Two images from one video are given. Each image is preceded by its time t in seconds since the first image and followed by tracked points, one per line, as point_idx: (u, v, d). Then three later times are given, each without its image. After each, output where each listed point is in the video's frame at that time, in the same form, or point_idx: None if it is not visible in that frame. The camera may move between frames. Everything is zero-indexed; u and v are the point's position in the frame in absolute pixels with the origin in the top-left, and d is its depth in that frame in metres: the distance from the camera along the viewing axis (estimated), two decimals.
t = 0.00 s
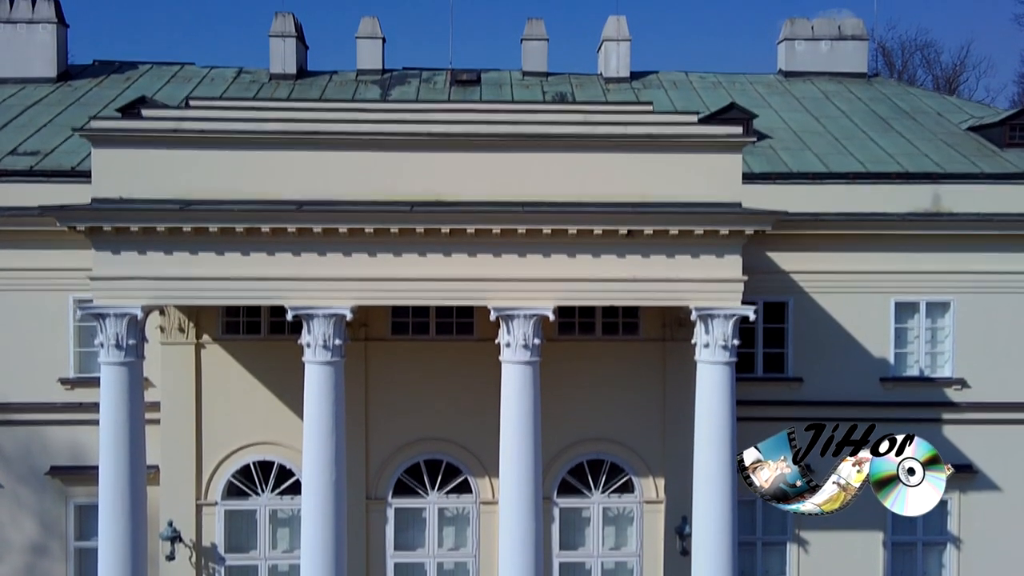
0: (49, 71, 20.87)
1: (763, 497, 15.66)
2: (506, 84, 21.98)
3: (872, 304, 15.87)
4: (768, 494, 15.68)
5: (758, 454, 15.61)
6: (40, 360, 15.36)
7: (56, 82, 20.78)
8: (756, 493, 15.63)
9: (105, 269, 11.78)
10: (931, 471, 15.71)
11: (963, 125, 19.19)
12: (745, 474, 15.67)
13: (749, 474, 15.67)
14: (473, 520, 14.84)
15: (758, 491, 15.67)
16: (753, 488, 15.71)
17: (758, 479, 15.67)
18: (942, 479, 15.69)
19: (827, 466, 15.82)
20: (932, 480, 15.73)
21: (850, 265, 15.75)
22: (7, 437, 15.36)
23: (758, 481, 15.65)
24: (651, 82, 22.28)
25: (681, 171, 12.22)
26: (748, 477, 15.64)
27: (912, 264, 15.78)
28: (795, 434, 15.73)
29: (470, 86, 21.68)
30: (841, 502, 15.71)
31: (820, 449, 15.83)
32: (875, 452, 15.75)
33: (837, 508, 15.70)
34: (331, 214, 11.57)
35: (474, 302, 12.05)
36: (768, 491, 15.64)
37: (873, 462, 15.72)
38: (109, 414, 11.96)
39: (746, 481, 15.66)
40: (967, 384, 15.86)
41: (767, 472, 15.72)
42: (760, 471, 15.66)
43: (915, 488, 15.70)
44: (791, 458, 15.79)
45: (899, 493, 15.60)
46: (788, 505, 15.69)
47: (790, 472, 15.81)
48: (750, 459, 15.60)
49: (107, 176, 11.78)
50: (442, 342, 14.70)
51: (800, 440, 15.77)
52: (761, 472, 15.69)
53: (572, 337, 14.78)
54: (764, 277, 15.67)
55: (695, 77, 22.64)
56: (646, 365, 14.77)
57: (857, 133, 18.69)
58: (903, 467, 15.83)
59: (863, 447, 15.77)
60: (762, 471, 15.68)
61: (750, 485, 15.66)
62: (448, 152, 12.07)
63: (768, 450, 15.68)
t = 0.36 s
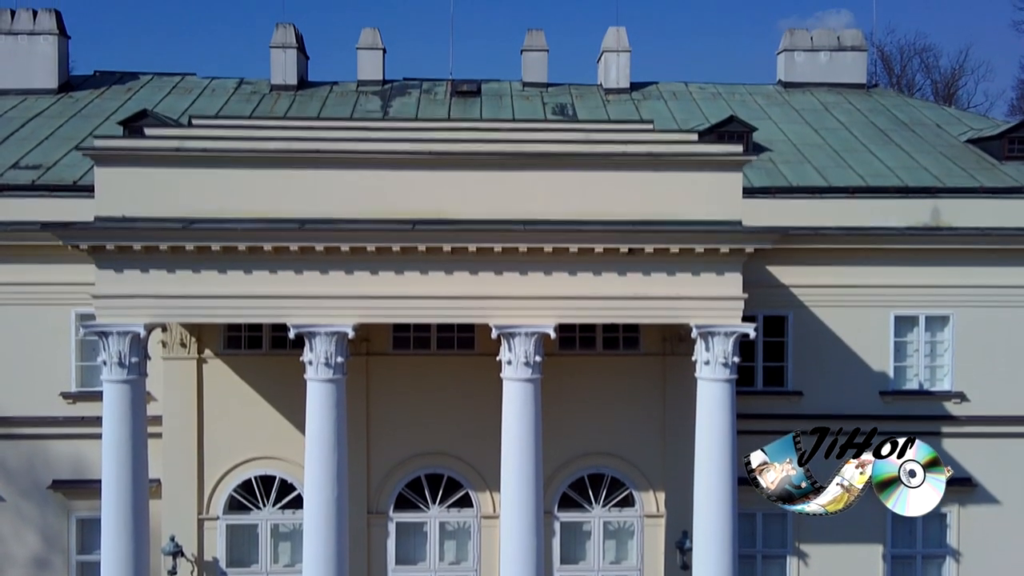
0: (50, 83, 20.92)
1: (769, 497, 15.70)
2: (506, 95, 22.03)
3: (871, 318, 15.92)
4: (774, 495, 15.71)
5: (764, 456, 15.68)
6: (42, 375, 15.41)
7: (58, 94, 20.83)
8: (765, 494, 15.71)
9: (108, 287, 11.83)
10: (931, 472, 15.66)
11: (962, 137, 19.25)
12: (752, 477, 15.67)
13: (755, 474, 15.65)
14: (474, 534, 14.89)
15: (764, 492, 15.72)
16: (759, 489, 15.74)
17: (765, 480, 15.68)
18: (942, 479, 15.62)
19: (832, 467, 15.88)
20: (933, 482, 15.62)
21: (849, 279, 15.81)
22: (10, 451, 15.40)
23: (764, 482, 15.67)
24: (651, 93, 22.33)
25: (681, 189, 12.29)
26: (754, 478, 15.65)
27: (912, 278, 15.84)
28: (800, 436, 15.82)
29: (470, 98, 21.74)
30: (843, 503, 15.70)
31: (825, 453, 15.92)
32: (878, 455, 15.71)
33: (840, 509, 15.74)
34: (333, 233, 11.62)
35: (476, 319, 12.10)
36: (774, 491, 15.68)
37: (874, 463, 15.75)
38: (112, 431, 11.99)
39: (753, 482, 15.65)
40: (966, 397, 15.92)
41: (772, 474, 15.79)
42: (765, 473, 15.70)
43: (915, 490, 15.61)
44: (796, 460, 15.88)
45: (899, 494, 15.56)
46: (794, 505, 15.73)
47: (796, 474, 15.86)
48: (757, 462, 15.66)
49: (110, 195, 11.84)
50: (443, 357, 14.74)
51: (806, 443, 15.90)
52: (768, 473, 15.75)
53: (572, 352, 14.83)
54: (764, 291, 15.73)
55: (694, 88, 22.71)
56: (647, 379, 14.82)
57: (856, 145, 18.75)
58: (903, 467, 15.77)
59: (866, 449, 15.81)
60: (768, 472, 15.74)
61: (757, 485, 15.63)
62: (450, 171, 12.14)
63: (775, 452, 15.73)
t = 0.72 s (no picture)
0: (51, 94, 20.95)
1: (775, 497, 15.78)
2: (506, 106, 22.07)
3: (871, 331, 15.96)
4: (780, 496, 15.84)
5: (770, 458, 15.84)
6: (43, 388, 15.44)
7: (58, 104, 20.86)
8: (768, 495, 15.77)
9: (110, 304, 11.86)
10: (931, 474, 15.76)
11: (962, 148, 19.28)
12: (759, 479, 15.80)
13: (762, 476, 15.80)
14: (475, 547, 14.92)
15: (769, 492, 15.79)
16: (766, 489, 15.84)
17: (771, 481, 15.83)
18: (942, 481, 15.72)
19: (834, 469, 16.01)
20: (933, 482, 15.74)
21: (850, 293, 15.84)
22: (11, 464, 15.43)
23: (770, 483, 15.83)
24: (651, 103, 22.37)
25: (682, 206, 12.35)
26: (761, 480, 15.79)
27: (912, 291, 15.88)
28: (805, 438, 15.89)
29: (470, 108, 21.78)
30: (847, 504, 15.81)
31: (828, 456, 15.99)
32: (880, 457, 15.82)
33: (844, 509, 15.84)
34: (335, 251, 11.66)
35: (477, 336, 12.13)
36: (779, 492, 15.81)
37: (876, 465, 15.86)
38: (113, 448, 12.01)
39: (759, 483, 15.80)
40: (966, 410, 15.95)
41: (778, 476, 15.97)
42: (771, 474, 15.86)
43: (916, 490, 15.72)
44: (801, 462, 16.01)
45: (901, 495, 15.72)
46: (798, 505, 15.84)
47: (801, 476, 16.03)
48: (763, 464, 15.81)
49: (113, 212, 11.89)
50: (443, 371, 14.77)
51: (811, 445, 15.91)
52: (774, 475, 15.89)
53: (573, 366, 14.85)
54: (764, 304, 15.76)
55: (694, 98, 22.76)
56: (647, 393, 14.85)
57: (856, 157, 18.79)
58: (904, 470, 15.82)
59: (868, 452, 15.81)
60: (774, 474, 15.89)
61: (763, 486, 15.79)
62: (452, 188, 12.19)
63: (781, 454, 15.86)
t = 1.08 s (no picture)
0: (52, 104, 20.96)
1: (778, 496, 15.78)
2: (507, 116, 22.08)
3: (872, 344, 15.97)
4: (785, 496, 15.80)
5: (776, 460, 15.81)
6: (45, 401, 15.44)
7: (60, 115, 20.87)
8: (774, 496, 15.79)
9: (113, 321, 11.88)
10: (931, 475, 15.62)
11: (962, 159, 19.29)
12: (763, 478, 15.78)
13: (768, 478, 15.78)
14: (477, 561, 14.91)
15: (775, 493, 15.79)
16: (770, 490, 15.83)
17: (776, 482, 15.79)
18: (942, 483, 15.60)
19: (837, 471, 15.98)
20: (933, 483, 15.60)
21: (851, 306, 15.86)
22: (13, 477, 15.42)
23: (775, 484, 15.78)
24: (652, 112, 22.37)
25: (683, 223, 12.39)
26: (766, 482, 15.76)
27: (912, 305, 15.89)
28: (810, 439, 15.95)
29: (471, 118, 21.79)
30: (850, 505, 15.67)
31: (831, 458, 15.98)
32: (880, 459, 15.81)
33: (847, 510, 15.72)
34: (337, 268, 11.67)
35: (479, 353, 12.15)
36: (784, 492, 15.78)
37: (877, 467, 15.79)
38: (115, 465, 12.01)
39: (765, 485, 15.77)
40: (967, 424, 15.96)
41: (784, 478, 15.87)
42: (776, 475, 15.79)
43: (917, 492, 15.52)
44: (806, 464, 15.98)
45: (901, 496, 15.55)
46: (803, 506, 15.73)
47: (805, 477, 15.96)
48: (768, 465, 15.75)
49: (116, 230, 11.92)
50: (445, 385, 14.77)
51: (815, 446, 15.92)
52: (779, 476, 15.83)
53: (575, 380, 14.87)
54: (764, 317, 15.77)
55: (694, 107, 22.79)
56: (648, 407, 14.87)
57: (857, 168, 18.80)
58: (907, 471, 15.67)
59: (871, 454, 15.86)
60: (779, 476, 15.82)
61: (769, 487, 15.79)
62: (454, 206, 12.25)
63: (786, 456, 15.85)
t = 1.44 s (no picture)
0: (53, 115, 21.00)
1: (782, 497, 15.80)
2: (507, 126, 22.12)
3: (872, 358, 16.00)
4: (788, 497, 15.71)
5: (780, 462, 15.56)
6: (47, 415, 15.48)
7: (61, 126, 20.91)
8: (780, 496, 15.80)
9: (115, 338, 11.91)
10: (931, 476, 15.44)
11: (961, 170, 19.33)
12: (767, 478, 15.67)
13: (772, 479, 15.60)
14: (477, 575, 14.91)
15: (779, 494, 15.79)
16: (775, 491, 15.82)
17: (781, 483, 15.61)
18: (942, 483, 15.58)
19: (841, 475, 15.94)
20: (934, 485, 15.46)
21: (851, 319, 15.89)
22: (14, 490, 15.44)
23: (780, 485, 15.63)
24: (652, 123, 22.42)
25: (684, 241, 12.45)
26: (771, 484, 15.65)
27: (912, 318, 15.92)
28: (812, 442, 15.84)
29: (472, 129, 21.83)
30: (852, 506, 15.62)
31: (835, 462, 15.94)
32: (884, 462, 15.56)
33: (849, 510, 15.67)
34: (339, 286, 11.71)
35: (480, 370, 12.18)
36: (788, 493, 15.67)
37: (880, 468, 15.59)
38: (117, 482, 12.04)
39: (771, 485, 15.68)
40: (967, 437, 15.98)
41: (789, 479, 15.61)
42: (781, 477, 15.59)
43: (918, 493, 15.39)
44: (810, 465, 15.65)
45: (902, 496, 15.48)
46: (806, 507, 15.64)
47: (810, 478, 15.59)
48: (773, 467, 15.55)
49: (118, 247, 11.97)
50: (446, 399, 14.79)
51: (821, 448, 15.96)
52: (784, 478, 15.59)
53: (575, 394, 14.90)
54: (764, 330, 15.80)
55: (694, 117, 22.84)
56: (649, 421, 14.90)
57: (856, 180, 18.84)
58: (908, 473, 15.40)
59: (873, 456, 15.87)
60: (784, 477, 15.58)
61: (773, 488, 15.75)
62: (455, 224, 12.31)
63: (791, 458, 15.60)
